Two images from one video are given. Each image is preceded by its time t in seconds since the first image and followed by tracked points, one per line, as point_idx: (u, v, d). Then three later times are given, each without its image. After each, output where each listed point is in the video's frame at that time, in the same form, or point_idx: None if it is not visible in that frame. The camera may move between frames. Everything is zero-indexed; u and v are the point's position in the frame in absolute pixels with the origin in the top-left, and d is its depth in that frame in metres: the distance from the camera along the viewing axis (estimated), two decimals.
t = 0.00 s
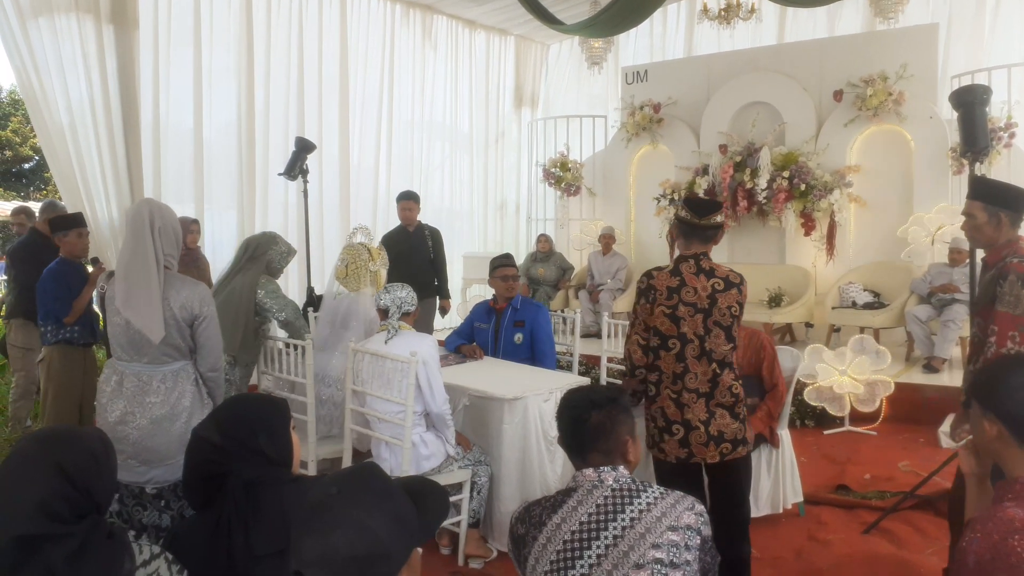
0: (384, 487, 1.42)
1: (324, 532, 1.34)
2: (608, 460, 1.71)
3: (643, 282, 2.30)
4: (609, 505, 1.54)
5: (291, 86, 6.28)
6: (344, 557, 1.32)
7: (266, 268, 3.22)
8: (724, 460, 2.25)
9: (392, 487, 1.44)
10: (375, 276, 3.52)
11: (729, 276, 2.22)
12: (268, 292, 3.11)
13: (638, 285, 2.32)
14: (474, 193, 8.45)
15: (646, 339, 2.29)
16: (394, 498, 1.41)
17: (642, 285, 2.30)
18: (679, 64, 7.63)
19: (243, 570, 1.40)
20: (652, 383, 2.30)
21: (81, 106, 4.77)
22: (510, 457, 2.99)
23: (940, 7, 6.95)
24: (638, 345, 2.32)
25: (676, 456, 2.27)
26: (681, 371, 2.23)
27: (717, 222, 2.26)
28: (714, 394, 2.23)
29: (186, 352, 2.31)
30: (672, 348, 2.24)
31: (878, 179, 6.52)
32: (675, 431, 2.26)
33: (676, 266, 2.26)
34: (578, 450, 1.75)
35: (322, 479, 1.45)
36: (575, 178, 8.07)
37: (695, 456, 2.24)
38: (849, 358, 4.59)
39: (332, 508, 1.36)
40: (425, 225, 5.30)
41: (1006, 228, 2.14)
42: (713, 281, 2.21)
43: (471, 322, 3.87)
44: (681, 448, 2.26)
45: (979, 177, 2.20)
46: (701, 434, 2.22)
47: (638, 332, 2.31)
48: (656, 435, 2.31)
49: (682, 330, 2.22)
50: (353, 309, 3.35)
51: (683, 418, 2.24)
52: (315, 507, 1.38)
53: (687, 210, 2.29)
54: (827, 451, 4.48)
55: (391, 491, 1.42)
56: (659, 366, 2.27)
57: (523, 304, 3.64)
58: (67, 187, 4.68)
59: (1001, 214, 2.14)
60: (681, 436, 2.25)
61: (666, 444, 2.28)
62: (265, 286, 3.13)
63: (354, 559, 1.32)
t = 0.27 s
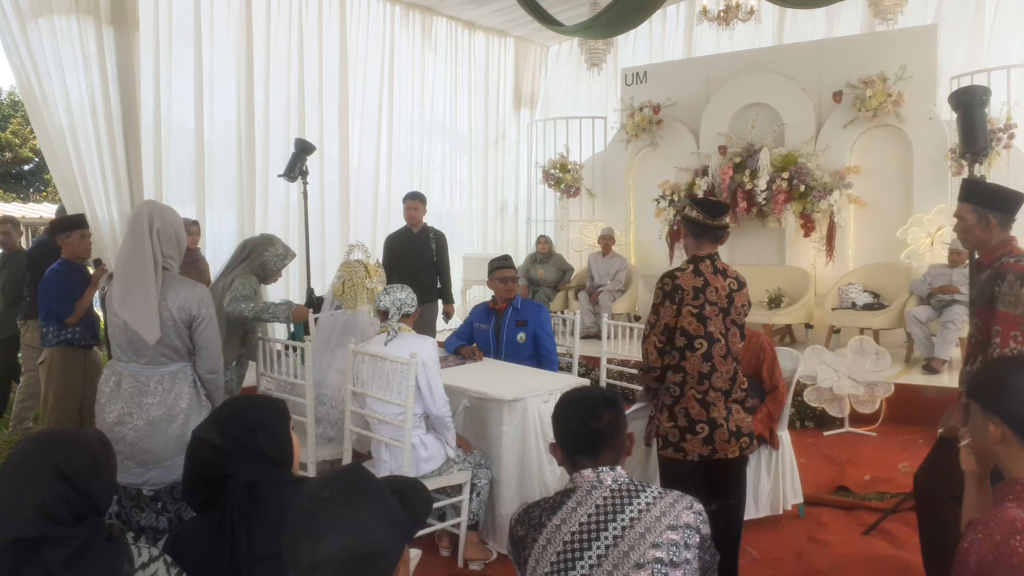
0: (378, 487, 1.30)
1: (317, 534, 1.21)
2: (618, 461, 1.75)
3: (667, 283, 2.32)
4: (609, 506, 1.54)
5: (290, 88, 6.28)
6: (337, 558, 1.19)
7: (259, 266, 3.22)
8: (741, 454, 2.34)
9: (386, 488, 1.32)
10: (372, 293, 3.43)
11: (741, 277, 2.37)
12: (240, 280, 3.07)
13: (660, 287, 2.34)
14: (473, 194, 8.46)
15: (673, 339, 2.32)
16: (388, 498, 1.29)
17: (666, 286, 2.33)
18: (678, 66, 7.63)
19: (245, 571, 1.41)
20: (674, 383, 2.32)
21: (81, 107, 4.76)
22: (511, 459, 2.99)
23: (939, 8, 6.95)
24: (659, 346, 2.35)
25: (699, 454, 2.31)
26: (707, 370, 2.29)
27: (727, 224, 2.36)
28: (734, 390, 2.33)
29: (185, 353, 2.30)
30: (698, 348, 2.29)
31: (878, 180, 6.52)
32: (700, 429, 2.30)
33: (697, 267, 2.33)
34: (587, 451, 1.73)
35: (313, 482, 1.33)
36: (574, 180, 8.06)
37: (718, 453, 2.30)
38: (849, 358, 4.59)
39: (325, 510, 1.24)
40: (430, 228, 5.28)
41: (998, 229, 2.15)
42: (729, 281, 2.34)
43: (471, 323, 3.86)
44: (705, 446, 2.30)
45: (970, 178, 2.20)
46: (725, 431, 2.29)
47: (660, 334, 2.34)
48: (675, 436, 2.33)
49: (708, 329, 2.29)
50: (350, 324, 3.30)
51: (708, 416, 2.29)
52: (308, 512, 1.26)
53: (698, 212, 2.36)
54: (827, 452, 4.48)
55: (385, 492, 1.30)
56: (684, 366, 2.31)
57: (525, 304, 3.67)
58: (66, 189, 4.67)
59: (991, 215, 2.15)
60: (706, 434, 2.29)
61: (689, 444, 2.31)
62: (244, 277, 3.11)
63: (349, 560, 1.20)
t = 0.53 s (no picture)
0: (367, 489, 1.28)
1: (306, 537, 1.19)
2: (611, 461, 1.79)
3: (683, 277, 2.35)
4: (603, 507, 1.53)
5: (290, 89, 6.28)
6: (327, 562, 1.17)
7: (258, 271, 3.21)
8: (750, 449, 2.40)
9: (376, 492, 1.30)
10: (364, 300, 3.24)
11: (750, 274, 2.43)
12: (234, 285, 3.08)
13: (676, 281, 2.36)
14: (473, 195, 8.45)
15: (688, 333, 2.35)
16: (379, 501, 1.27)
17: (681, 281, 2.35)
18: (678, 67, 7.64)
19: (248, 570, 1.39)
20: (688, 377, 2.36)
21: (81, 108, 4.76)
22: (511, 460, 2.99)
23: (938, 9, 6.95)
24: (673, 340, 2.37)
25: (713, 448, 2.35)
26: (721, 364, 2.33)
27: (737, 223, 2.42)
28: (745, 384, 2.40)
29: (182, 354, 2.30)
30: (713, 342, 2.33)
31: (877, 181, 6.52)
32: (714, 423, 2.34)
33: (711, 262, 2.37)
34: (582, 452, 1.75)
35: (300, 486, 1.31)
36: (574, 181, 8.06)
37: (731, 446, 2.35)
38: (849, 359, 4.58)
39: (314, 513, 1.21)
40: (435, 230, 5.27)
41: (976, 232, 2.15)
42: (740, 279, 2.40)
43: (470, 324, 3.85)
44: (719, 439, 2.34)
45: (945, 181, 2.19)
46: (738, 424, 2.35)
47: (674, 327, 2.36)
48: (688, 431, 2.36)
49: (723, 324, 2.34)
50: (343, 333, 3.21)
51: (722, 410, 2.34)
52: (296, 515, 1.23)
53: (710, 210, 2.41)
54: (827, 453, 4.47)
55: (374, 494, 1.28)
56: (698, 360, 2.34)
57: (526, 304, 3.67)
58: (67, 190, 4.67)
59: (967, 217, 2.14)
60: (720, 427, 2.34)
61: (703, 438, 2.34)
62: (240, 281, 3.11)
63: (339, 562, 1.18)
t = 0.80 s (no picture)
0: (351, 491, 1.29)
1: (296, 539, 1.21)
2: (605, 462, 1.80)
3: (691, 273, 2.38)
4: (598, 509, 1.55)
5: (290, 92, 6.30)
6: (316, 561, 1.19)
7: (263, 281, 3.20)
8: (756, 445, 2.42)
9: (361, 492, 1.31)
10: (354, 299, 3.31)
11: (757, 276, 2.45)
12: (237, 291, 3.05)
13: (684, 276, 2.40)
14: (472, 196, 8.47)
15: (696, 328, 2.37)
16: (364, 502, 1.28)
17: (690, 276, 2.39)
18: (676, 68, 7.66)
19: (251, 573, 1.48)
20: (695, 371, 2.38)
21: (83, 111, 4.77)
22: (511, 460, 3.00)
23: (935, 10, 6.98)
24: (680, 333, 2.39)
25: (719, 443, 2.36)
26: (728, 359, 2.35)
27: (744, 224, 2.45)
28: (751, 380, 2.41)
29: (180, 355, 2.32)
30: (720, 337, 2.35)
31: (874, 182, 6.54)
32: (720, 418, 2.36)
33: (718, 260, 2.40)
34: (575, 453, 1.76)
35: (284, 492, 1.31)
36: (573, 182, 8.08)
37: (737, 441, 2.36)
38: (847, 360, 4.60)
39: (302, 515, 1.23)
40: (435, 231, 5.28)
41: (934, 235, 2.25)
42: (747, 278, 2.43)
43: (472, 324, 3.87)
44: (725, 434, 2.36)
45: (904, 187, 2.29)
46: (745, 420, 2.36)
47: (682, 322, 2.39)
48: (694, 425, 2.38)
49: (730, 320, 2.36)
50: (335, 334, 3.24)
51: (728, 405, 2.36)
52: (284, 519, 1.25)
53: (718, 210, 2.43)
54: (825, 453, 4.49)
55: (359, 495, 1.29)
56: (705, 355, 2.37)
57: (526, 305, 3.68)
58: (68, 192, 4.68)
59: (924, 221, 2.25)
60: (726, 422, 2.35)
61: (709, 432, 2.36)
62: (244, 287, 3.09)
63: (328, 561, 1.19)
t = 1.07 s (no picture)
0: (332, 493, 1.31)
1: (280, 544, 1.22)
2: (609, 464, 1.80)
3: (687, 271, 2.40)
4: (603, 509, 1.54)
5: (290, 92, 6.29)
6: (302, 565, 1.21)
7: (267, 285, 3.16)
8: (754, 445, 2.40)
9: (342, 493, 1.34)
10: (346, 300, 3.30)
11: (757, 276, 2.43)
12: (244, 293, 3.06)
13: (681, 274, 2.41)
14: (473, 197, 8.46)
15: (692, 326, 2.38)
16: (347, 503, 1.31)
17: (686, 274, 2.40)
18: (676, 69, 7.66)
19: None
20: (691, 368, 2.38)
21: (83, 111, 4.75)
22: (510, 462, 3.00)
23: (936, 11, 6.98)
24: (676, 330, 2.40)
25: (715, 441, 2.36)
26: (723, 357, 2.35)
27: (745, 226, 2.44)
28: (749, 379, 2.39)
29: (181, 355, 2.31)
30: (715, 335, 2.35)
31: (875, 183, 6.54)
32: (716, 416, 2.35)
33: (716, 259, 2.40)
34: (580, 455, 1.77)
35: (267, 497, 1.32)
36: (573, 183, 8.06)
37: (734, 440, 2.35)
38: (848, 361, 4.60)
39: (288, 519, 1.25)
40: (431, 231, 5.28)
41: (891, 229, 2.43)
42: (746, 277, 2.41)
43: (473, 324, 3.88)
44: (721, 432, 2.36)
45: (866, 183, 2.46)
46: (741, 419, 2.35)
47: (678, 319, 2.39)
48: (690, 422, 2.38)
49: (726, 317, 2.35)
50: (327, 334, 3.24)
51: (724, 403, 2.35)
52: (269, 523, 1.26)
53: (720, 212, 2.45)
54: (826, 454, 4.49)
55: (340, 496, 1.32)
56: (700, 352, 2.37)
57: (524, 308, 3.66)
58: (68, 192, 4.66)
59: (880, 217, 2.43)
60: (722, 420, 2.35)
61: (705, 430, 2.36)
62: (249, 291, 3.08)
63: (314, 563, 1.21)
